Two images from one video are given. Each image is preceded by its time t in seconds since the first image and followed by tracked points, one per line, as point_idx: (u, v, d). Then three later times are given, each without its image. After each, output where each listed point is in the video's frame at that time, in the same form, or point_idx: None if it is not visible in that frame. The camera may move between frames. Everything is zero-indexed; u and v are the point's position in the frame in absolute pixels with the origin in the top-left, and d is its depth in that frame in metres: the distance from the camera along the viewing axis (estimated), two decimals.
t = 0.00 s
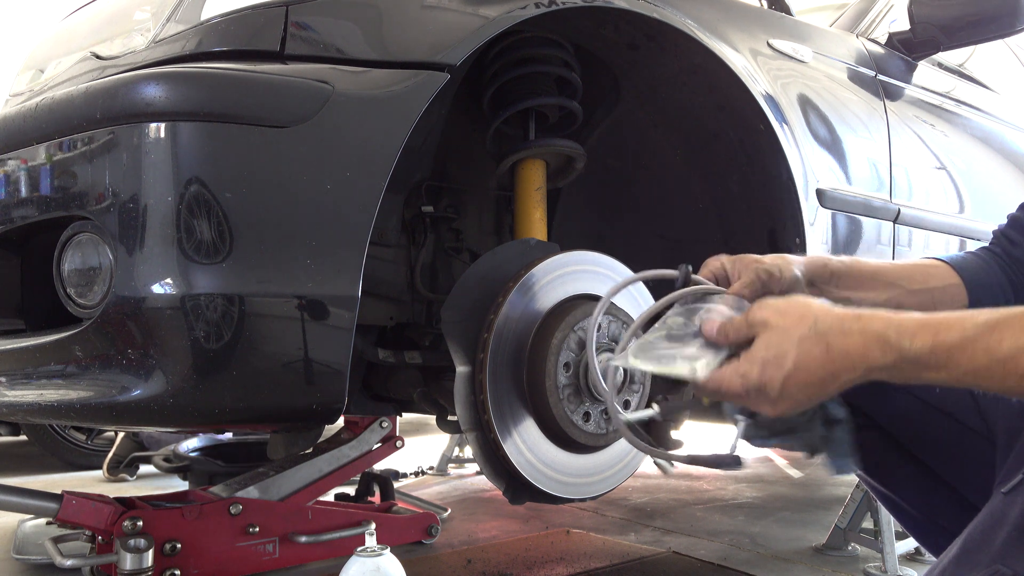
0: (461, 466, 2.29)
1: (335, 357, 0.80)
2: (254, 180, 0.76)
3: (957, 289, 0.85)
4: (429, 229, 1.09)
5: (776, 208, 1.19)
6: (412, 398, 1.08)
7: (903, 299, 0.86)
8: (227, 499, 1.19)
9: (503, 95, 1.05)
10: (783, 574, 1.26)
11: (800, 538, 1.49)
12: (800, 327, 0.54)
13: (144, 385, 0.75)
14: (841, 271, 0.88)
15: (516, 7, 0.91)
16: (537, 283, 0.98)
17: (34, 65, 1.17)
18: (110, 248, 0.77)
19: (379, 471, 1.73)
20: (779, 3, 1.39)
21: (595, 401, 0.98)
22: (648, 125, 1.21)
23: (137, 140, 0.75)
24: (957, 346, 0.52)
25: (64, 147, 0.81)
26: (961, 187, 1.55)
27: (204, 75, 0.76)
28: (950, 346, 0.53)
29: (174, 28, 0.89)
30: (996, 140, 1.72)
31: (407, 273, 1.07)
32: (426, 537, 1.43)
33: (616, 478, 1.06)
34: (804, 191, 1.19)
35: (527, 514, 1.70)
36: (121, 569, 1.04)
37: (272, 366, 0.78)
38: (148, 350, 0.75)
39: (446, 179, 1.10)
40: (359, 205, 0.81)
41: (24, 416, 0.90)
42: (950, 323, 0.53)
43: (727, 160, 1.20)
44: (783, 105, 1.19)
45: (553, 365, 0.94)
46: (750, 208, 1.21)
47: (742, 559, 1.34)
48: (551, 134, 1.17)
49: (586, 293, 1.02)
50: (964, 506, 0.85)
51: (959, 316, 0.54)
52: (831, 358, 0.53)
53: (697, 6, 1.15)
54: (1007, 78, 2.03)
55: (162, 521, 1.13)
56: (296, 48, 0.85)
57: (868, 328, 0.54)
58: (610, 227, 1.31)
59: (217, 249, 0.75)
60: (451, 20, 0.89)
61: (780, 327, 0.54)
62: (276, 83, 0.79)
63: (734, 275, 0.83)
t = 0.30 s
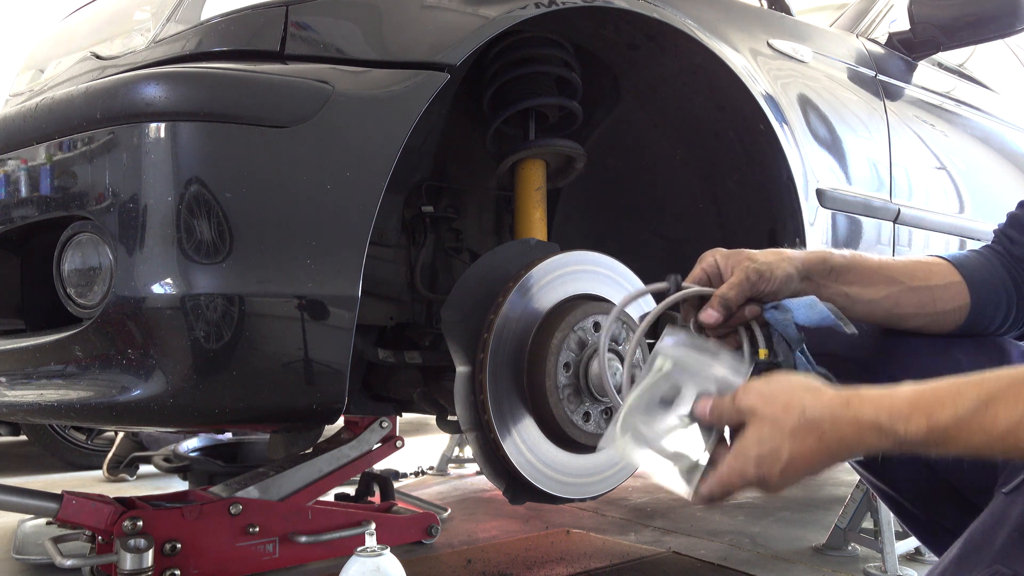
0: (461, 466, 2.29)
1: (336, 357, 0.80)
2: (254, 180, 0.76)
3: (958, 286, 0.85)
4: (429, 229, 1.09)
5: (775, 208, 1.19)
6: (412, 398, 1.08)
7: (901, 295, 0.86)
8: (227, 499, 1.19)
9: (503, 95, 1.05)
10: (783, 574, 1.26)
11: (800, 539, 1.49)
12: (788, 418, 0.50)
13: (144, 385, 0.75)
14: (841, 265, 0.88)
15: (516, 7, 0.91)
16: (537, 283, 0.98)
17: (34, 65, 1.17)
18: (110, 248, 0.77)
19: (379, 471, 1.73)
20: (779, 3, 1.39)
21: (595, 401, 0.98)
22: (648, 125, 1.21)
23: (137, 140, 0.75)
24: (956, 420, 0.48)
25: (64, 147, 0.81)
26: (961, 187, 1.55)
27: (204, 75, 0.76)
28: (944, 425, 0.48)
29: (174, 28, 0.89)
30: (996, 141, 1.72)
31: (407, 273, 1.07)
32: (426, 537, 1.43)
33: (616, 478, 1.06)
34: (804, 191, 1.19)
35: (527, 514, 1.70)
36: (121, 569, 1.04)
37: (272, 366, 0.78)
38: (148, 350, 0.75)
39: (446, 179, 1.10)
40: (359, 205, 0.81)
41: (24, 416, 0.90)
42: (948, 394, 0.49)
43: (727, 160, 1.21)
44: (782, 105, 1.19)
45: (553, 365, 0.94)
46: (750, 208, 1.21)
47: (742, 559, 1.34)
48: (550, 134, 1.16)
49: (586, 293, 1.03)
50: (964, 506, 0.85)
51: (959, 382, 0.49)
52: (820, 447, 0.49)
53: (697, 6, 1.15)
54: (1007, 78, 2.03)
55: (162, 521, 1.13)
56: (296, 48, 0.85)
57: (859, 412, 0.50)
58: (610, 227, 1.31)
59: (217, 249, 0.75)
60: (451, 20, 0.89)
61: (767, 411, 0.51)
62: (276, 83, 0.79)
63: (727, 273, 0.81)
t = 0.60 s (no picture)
0: (461, 466, 2.29)
1: (335, 357, 0.80)
2: (254, 180, 0.76)
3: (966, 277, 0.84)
4: (429, 229, 1.09)
5: (776, 208, 1.19)
6: (412, 398, 1.08)
7: (907, 287, 0.85)
8: (228, 499, 1.19)
9: (503, 95, 1.05)
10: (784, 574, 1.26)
11: (800, 539, 1.49)
12: None
13: (144, 385, 0.75)
14: (844, 258, 0.85)
15: (516, 7, 0.91)
16: (537, 283, 0.98)
17: (34, 65, 1.17)
18: (110, 248, 0.77)
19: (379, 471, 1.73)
20: (779, 3, 1.39)
21: (595, 401, 0.98)
22: (648, 125, 1.21)
23: (137, 140, 0.75)
24: None
25: (64, 147, 0.81)
26: (961, 187, 1.55)
27: (204, 75, 0.76)
28: None
29: (173, 28, 0.89)
30: (996, 140, 1.72)
31: (407, 273, 1.07)
32: (427, 537, 1.43)
33: (616, 478, 1.06)
34: (804, 191, 1.19)
35: (527, 514, 1.70)
36: (121, 569, 1.05)
37: (272, 366, 0.78)
38: (148, 350, 0.75)
39: (446, 179, 1.10)
40: (359, 205, 0.81)
41: (24, 416, 0.90)
42: (900, 561, 0.33)
43: (727, 160, 1.21)
44: (782, 105, 1.19)
45: (553, 365, 0.94)
46: (750, 208, 1.21)
47: (742, 559, 1.34)
48: (550, 134, 1.16)
49: (586, 292, 1.02)
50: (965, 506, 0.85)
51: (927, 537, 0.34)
52: None
53: (697, 6, 1.15)
54: (1007, 78, 2.03)
55: (162, 521, 1.13)
56: (296, 48, 0.85)
57: None
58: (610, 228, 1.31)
59: (217, 249, 0.75)
60: (451, 20, 0.89)
61: None
62: (276, 83, 0.79)
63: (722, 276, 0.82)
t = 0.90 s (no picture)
0: (461, 466, 2.29)
1: (335, 358, 0.80)
2: (254, 180, 0.76)
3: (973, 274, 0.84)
4: (429, 229, 1.09)
5: (776, 208, 1.19)
6: (412, 398, 1.08)
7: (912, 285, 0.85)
8: (227, 499, 1.19)
9: (503, 95, 1.05)
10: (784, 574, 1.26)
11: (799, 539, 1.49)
12: None
13: (144, 384, 0.75)
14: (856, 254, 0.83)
15: (516, 7, 0.91)
16: (537, 283, 0.98)
17: (34, 65, 1.17)
18: (110, 248, 0.77)
19: (380, 471, 1.73)
20: (779, 3, 1.39)
21: (595, 401, 0.98)
22: (648, 124, 1.21)
23: (137, 140, 0.75)
24: None
25: (64, 147, 0.81)
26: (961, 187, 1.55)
27: (204, 75, 0.76)
28: None
29: (174, 28, 0.89)
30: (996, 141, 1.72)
31: (407, 273, 1.07)
32: (426, 537, 1.43)
33: (616, 478, 1.06)
34: (804, 191, 1.19)
35: (527, 514, 1.70)
36: (121, 569, 1.05)
37: (272, 366, 0.78)
38: (148, 350, 0.75)
39: (446, 178, 1.10)
40: (360, 206, 0.81)
41: (24, 416, 0.90)
42: None
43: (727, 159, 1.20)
44: (782, 105, 1.19)
45: (553, 365, 0.94)
46: (750, 208, 1.21)
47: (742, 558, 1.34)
48: (550, 134, 1.16)
49: (586, 292, 1.02)
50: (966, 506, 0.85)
51: None
52: None
53: (697, 6, 1.15)
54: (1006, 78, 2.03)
55: (162, 521, 1.13)
56: (296, 48, 0.85)
57: None
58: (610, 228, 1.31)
59: (216, 249, 0.75)
60: (451, 20, 0.89)
61: None
62: (276, 83, 0.79)
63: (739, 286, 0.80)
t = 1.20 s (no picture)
0: (461, 466, 2.29)
1: (335, 358, 0.80)
2: (255, 180, 0.76)
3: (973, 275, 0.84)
4: (429, 229, 1.09)
5: (776, 208, 1.19)
6: (412, 398, 1.08)
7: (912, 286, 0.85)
8: (227, 499, 1.19)
9: (503, 95, 1.05)
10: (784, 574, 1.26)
11: (799, 539, 1.49)
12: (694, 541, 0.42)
13: (144, 385, 0.75)
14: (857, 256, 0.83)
15: (516, 7, 0.91)
16: (537, 282, 0.98)
17: (34, 64, 1.17)
18: (110, 248, 0.77)
19: (380, 471, 1.73)
20: (779, 3, 1.39)
21: (595, 401, 0.98)
22: (648, 124, 1.21)
23: (137, 140, 0.75)
24: None
25: (64, 147, 0.81)
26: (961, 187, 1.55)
27: (204, 75, 0.76)
28: None
29: (174, 28, 0.89)
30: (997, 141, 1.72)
31: (407, 274, 1.07)
32: (427, 537, 1.43)
33: (616, 478, 1.05)
34: (804, 191, 1.19)
35: (527, 514, 1.70)
36: (121, 569, 1.05)
37: (272, 366, 0.78)
38: (148, 350, 0.75)
39: (446, 178, 1.10)
40: (360, 206, 0.81)
41: (24, 416, 0.90)
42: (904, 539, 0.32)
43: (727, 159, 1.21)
44: (782, 105, 1.19)
45: (553, 365, 0.94)
46: (750, 208, 1.21)
47: (742, 559, 1.34)
48: (550, 134, 1.16)
49: (585, 292, 1.02)
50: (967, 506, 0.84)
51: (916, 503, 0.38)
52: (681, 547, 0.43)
53: (697, 6, 1.15)
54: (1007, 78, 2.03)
55: (162, 521, 1.13)
56: (296, 48, 0.85)
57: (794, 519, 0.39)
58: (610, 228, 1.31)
59: (216, 249, 0.75)
60: (451, 20, 0.89)
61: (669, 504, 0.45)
62: (276, 83, 0.79)
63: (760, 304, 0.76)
